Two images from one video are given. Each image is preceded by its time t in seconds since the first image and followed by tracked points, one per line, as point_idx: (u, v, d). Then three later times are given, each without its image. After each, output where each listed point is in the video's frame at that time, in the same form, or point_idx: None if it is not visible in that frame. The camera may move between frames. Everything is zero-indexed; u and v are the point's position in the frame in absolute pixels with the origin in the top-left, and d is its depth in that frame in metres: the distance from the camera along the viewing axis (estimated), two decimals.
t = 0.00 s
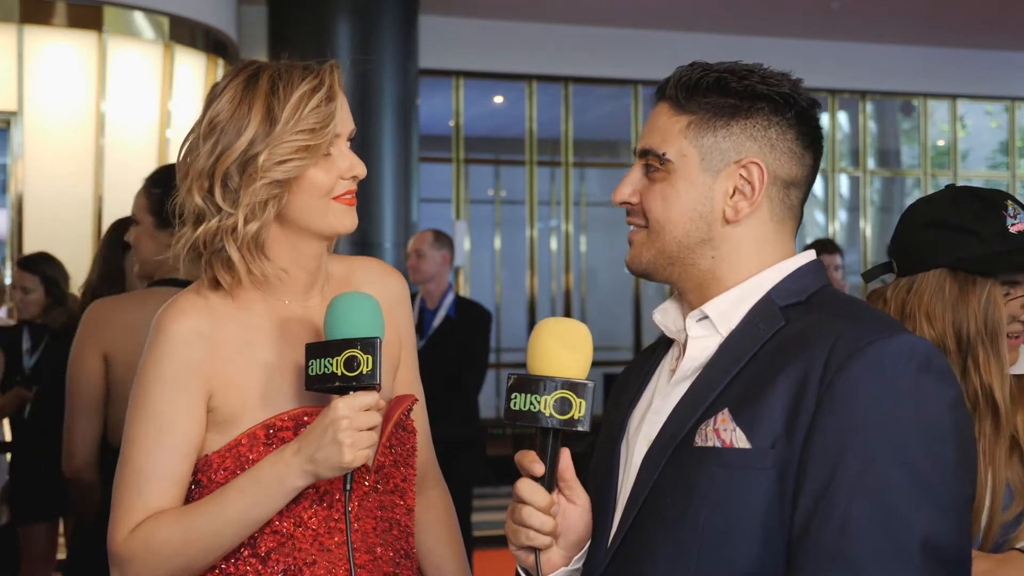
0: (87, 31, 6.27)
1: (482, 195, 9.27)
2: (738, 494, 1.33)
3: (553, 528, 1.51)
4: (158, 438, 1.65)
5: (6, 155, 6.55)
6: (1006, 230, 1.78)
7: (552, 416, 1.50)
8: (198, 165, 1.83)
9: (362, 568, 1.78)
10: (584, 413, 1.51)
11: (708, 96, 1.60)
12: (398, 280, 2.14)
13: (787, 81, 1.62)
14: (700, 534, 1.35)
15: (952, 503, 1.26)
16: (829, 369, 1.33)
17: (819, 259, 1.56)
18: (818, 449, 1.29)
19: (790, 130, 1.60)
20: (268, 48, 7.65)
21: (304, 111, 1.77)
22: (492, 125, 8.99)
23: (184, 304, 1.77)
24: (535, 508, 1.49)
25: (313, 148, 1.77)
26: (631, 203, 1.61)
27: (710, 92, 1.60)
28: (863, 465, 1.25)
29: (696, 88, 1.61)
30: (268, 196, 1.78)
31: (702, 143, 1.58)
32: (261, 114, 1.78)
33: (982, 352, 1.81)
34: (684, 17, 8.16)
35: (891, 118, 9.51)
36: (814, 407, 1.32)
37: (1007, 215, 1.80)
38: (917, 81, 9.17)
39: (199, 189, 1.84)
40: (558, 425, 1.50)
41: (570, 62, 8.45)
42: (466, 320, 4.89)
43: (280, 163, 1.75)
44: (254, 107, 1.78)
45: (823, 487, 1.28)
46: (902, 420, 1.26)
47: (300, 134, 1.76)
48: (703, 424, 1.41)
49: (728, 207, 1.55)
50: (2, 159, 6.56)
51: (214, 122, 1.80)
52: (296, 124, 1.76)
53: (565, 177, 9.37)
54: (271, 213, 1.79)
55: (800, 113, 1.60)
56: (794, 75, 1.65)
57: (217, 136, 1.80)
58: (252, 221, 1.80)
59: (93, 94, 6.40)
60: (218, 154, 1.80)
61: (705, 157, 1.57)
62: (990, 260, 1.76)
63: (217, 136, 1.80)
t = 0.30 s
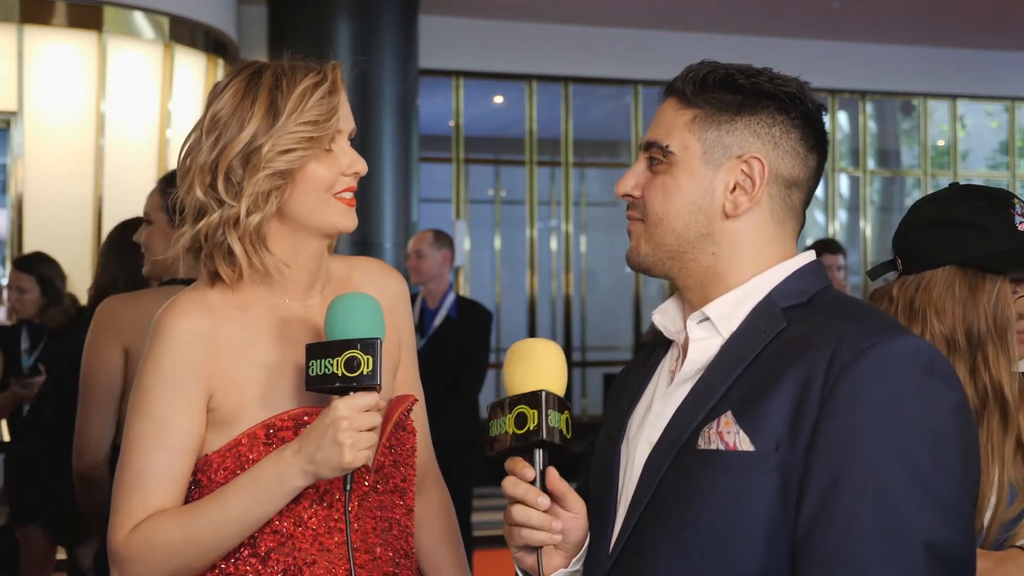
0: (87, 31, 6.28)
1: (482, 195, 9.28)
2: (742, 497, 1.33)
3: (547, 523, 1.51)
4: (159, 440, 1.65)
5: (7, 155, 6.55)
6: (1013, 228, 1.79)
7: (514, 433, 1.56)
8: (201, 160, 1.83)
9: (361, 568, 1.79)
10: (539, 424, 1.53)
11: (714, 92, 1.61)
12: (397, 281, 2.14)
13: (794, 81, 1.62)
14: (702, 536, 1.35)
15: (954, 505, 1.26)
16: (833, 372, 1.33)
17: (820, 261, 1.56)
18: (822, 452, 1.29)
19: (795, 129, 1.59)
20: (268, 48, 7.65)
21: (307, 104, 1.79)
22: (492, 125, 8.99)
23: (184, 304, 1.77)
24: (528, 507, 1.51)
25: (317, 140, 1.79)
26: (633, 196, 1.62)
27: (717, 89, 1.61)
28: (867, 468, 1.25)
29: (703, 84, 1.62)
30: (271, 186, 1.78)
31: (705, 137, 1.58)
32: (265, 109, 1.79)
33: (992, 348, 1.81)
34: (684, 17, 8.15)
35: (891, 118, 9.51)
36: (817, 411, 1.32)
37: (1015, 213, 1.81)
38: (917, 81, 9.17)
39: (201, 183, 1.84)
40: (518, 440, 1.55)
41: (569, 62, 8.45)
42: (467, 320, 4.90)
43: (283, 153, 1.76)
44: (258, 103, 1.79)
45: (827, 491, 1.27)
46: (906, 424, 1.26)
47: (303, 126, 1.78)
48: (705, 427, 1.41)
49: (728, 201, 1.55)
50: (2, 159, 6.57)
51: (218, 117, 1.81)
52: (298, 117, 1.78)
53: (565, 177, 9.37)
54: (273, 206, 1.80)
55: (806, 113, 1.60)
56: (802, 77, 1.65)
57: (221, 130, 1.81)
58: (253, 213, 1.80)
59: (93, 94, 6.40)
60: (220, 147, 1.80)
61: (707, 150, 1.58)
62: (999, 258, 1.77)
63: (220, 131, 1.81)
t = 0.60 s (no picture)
0: (87, 31, 6.29)
1: (482, 195, 9.28)
2: (747, 500, 1.33)
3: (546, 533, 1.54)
4: (161, 442, 1.65)
5: (6, 155, 6.54)
6: (1004, 215, 1.82)
7: (515, 445, 1.55)
8: (204, 155, 1.84)
9: (361, 568, 1.79)
10: (542, 438, 1.53)
11: (713, 91, 1.61)
12: (397, 280, 2.14)
13: (794, 80, 1.62)
14: (707, 540, 1.35)
15: (957, 505, 1.26)
16: (837, 374, 1.32)
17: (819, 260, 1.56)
18: (827, 456, 1.29)
19: (794, 127, 1.59)
20: (268, 48, 7.65)
21: (313, 98, 1.81)
22: (492, 125, 8.99)
23: (185, 303, 1.77)
24: (530, 515, 1.53)
25: (324, 132, 1.80)
26: (632, 193, 1.62)
27: (716, 87, 1.61)
28: (870, 470, 1.25)
29: (702, 82, 1.62)
30: (279, 177, 1.79)
31: (703, 135, 1.59)
32: (271, 104, 1.81)
33: (991, 338, 1.81)
34: (684, 17, 8.15)
35: (891, 119, 9.51)
36: (822, 414, 1.32)
37: (1001, 201, 1.85)
38: (917, 81, 9.16)
39: (205, 177, 1.84)
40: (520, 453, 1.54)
41: (570, 62, 8.45)
42: (467, 319, 4.89)
43: (289, 144, 1.78)
44: (264, 98, 1.81)
45: (831, 494, 1.28)
46: (912, 427, 1.26)
47: (309, 118, 1.79)
48: (710, 430, 1.41)
49: (726, 199, 1.55)
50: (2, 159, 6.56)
51: (223, 112, 1.82)
52: (306, 109, 1.80)
53: (564, 177, 9.38)
54: (280, 198, 1.80)
55: (805, 112, 1.60)
56: (802, 76, 1.65)
57: (226, 124, 1.82)
58: (260, 205, 1.80)
59: (93, 93, 6.41)
60: (226, 141, 1.82)
61: (705, 148, 1.58)
62: (993, 246, 1.78)
63: (225, 125, 1.82)
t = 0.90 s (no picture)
0: (87, 30, 6.30)
1: (482, 195, 9.28)
2: (749, 500, 1.33)
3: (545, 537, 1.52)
4: (162, 441, 1.65)
5: (6, 155, 6.52)
6: (986, 204, 1.84)
7: (512, 449, 1.56)
8: (207, 151, 1.84)
9: (361, 569, 1.79)
10: (536, 442, 1.53)
11: (715, 94, 1.61)
12: (398, 280, 2.14)
13: (796, 84, 1.62)
14: (708, 539, 1.35)
15: (958, 505, 1.26)
16: (838, 374, 1.32)
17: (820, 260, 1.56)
18: (828, 456, 1.29)
19: (795, 132, 1.59)
20: (268, 49, 7.65)
21: (317, 95, 1.82)
22: (492, 125, 8.99)
23: (185, 303, 1.77)
24: (531, 518, 1.53)
25: (328, 127, 1.81)
26: (632, 195, 1.62)
27: (718, 90, 1.61)
28: (872, 470, 1.26)
29: (704, 85, 1.62)
30: (282, 172, 1.79)
31: (705, 139, 1.59)
32: (275, 101, 1.82)
33: (981, 327, 1.84)
34: (684, 17, 8.15)
35: (891, 119, 9.51)
36: (823, 413, 1.32)
37: (981, 191, 1.88)
38: (917, 81, 9.16)
39: (208, 174, 1.84)
40: (516, 456, 1.54)
41: (569, 62, 8.45)
42: (466, 319, 4.90)
43: (293, 139, 1.78)
44: (267, 96, 1.82)
45: (833, 495, 1.28)
46: (914, 429, 1.26)
47: (313, 114, 1.80)
48: (712, 429, 1.41)
49: (726, 204, 1.55)
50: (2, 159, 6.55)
51: (226, 110, 1.83)
52: (310, 106, 1.81)
53: (564, 177, 9.38)
54: (283, 193, 1.80)
55: (805, 117, 1.60)
56: (804, 80, 1.65)
57: (230, 121, 1.83)
58: (263, 199, 1.80)
59: (93, 93, 6.41)
60: (230, 137, 1.82)
61: (705, 152, 1.58)
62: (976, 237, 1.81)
63: (229, 122, 1.82)
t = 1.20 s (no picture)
0: (87, 30, 6.29)
1: (482, 195, 9.27)
2: (749, 499, 1.33)
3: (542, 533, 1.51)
4: (162, 439, 1.65)
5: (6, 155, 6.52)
6: (979, 199, 1.84)
7: (517, 443, 1.57)
8: (209, 150, 1.84)
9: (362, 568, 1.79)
10: (540, 437, 1.54)
11: (718, 96, 1.61)
12: (399, 280, 2.13)
13: (799, 86, 1.62)
14: (708, 537, 1.35)
15: (961, 506, 1.26)
16: (839, 374, 1.32)
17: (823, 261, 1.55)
18: (829, 455, 1.29)
19: (797, 134, 1.59)
20: (268, 48, 7.65)
21: (316, 90, 1.83)
22: (492, 125, 9.00)
23: (186, 301, 1.77)
24: (527, 513, 1.52)
25: (329, 121, 1.81)
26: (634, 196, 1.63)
27: (721, 92, 1.61)
28: (873, 469, 1.26)
29: (707, 86, 1.63)
30: (284, 166, 1.79)
31: (707, 140, 1.59)
32: (275, 97, 1.82)
33: (977, 323, 1.85)
34: (684, 17, 8.15)
35: (891, 119, 9.51)
36: (824, 412, 1.32)
37: (973, 185, 1.87)
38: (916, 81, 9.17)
39: (210, 172, 1.84)
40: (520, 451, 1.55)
41: (569, 62, 8.46)
42: (465, 318, 4.90)
43: (295, 132, 1.78)
44: (267, 92, 1.82)
45: (834, 494, 1.28)
46: (915, 428, 1.26)
47: (313, 108, 1.80)
48: (712, 427, 1.41)
49: (727, 206, 1.55)
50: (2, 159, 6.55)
51: (227, 109, 1.83)
52: (310, 101, 1.81)
53: (564, 177, 9.37)
54: (286, 187, 1.80)
55: (807, 119, 1.60)
56: (807, 81, 1.64)
57: (231, 119, 1.83)
58: (266, 194, 1.80)
59: (93, 93, 6.41)
60: (231, 134, 1.82)
61: (707, 154, 1.58)
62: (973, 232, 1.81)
63: (230, 120, 1.83)
